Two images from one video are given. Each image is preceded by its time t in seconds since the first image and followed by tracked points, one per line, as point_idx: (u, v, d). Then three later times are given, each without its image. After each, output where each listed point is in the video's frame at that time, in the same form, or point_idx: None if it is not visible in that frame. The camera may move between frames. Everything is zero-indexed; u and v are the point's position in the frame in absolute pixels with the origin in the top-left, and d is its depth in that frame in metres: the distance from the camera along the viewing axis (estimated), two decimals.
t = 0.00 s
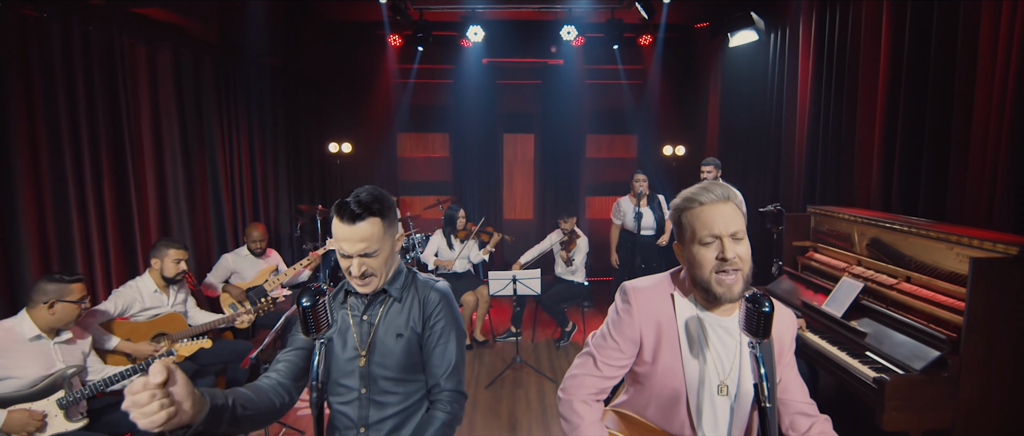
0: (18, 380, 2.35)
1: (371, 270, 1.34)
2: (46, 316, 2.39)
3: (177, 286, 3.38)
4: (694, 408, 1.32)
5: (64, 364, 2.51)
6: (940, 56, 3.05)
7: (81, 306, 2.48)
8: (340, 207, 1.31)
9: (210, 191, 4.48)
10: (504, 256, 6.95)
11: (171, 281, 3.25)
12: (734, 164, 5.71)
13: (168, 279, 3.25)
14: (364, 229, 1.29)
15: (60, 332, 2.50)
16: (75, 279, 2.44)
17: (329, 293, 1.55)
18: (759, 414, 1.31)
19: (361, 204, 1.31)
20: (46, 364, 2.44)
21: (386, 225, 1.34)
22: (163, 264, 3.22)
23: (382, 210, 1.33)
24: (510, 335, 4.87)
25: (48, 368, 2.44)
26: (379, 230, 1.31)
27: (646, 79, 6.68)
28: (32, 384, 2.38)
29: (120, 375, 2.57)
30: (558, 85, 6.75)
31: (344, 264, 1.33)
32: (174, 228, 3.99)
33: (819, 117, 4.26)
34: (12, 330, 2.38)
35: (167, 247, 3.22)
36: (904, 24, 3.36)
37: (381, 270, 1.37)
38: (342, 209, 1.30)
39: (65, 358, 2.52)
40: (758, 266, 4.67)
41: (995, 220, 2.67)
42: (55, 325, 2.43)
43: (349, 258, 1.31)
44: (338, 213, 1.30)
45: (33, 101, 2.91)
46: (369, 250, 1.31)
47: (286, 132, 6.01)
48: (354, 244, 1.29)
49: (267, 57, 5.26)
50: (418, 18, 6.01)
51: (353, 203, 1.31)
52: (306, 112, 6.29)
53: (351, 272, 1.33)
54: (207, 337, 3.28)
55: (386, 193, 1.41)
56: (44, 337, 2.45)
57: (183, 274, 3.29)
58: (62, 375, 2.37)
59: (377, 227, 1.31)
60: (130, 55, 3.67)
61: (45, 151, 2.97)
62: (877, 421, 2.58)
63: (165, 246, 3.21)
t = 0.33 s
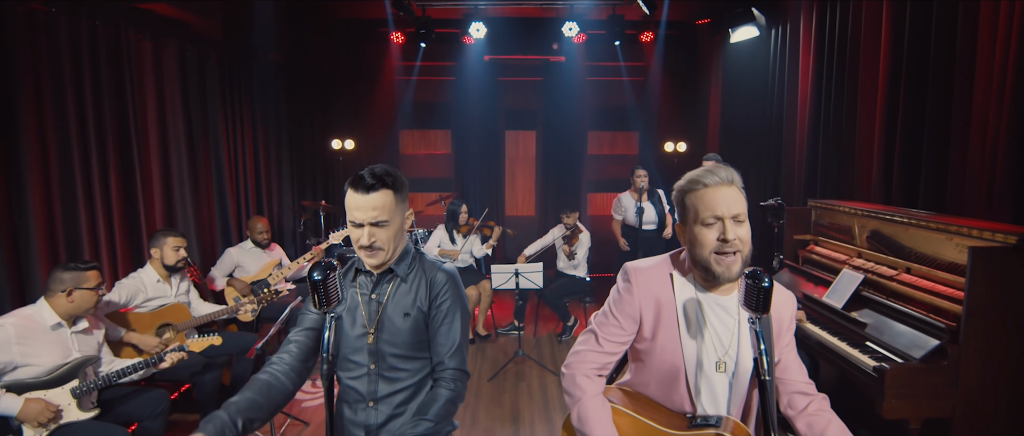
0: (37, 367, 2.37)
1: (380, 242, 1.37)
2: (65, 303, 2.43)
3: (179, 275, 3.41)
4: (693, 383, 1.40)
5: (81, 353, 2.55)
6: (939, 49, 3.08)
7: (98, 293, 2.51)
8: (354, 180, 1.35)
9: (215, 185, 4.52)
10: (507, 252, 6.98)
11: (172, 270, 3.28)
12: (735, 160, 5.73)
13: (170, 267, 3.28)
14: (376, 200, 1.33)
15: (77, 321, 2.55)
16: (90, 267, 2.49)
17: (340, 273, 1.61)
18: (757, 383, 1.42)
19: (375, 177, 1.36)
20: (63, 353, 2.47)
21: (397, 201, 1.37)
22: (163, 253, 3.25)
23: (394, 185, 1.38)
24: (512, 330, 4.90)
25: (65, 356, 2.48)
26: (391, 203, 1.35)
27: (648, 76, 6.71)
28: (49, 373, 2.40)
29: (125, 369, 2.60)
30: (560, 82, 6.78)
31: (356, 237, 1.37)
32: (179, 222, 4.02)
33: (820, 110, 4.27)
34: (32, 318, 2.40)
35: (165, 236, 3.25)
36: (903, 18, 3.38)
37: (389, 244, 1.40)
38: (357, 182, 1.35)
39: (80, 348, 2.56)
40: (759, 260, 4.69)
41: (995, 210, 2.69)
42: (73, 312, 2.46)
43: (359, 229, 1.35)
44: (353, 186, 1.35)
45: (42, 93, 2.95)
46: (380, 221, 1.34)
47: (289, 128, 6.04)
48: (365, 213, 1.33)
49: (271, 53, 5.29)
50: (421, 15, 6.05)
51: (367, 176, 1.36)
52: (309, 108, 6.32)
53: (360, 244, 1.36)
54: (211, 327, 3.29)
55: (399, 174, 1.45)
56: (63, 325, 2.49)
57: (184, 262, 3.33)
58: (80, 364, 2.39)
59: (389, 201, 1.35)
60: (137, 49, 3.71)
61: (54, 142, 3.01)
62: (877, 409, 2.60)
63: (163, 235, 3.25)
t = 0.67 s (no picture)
0: (47, 356, 2.40)
1: (379, 218, 1.40)
2: (75, 293, 2.46)
3: (179, 266, 3.45)
4: (689, 365, 1.45)
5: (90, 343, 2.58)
6: (937, 42, 3.09)
7: (108, 283, 2.55)
8: (358, 156, 1.39)
9: (218, 181, 4.55)
10: (508, 249, 7.01)
11: (171, 260, 3.31)
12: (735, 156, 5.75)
13: (168, 258, 3.31)
14: (378, 174, 1.38)
15: (86, 312, 2.58)
16: (99, 258, 2.51)
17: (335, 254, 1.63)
18: (753, 363, 1.46)
19: (378, 152, 1.40)
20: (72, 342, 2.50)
21: (398, 178, 1.42)
22: (161, 244, 3.28)
23: (396, 162, 1.42)
24: (513, 325, 4.94)
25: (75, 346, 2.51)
26: (392, 177, 1.40)
27: (648, 73, 6.73)
28: (59, 362, 2.42)
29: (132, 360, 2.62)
30: (561, 78, 6.81)
31: (354, 208, 1.39)
32: (183, 214, 4.07)
33: (819, 105, 4.30)
34: (42, 307, 2.43)
35: (161, 227, 3.28)
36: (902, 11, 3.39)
37: (388, 220, 1.43)
38: (360, 157, 1.39)
39: (89, 338, 2.60)
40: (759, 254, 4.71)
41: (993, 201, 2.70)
42: (82, 302, 2.49)
43: (360, 201, 1.37)
44: (356, 160, 1.38)
45: (48, 89, 2.98)
46: (381, 194, 1.38)
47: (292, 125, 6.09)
48: (367, 185, 1.36)
49: (273, 50, 5.33)
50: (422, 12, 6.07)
51: (370, 152, 1.40)
52: (311, 106, 6.36)
53: (360, 217, 1.39)
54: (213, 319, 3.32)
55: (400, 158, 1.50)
56: (73, 315, 2.52)
57: (181, 251, 3.35)
58: (88, 353, 2.44)
59: (390, 176, 1.40)
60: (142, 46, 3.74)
61: (59, 135, 3.04)
62: (876, 399, 2.62)
63: (159, 226, 3.28)
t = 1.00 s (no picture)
0: (52, 344, 2.45)
1: (370, 200, 1.40)
2: (78, 282, 2.51)
3: (181, 258, 3.51)
4: (679, 347, 1.48)
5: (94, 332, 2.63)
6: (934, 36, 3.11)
7: (111, 272, 2.59)
8: (347, 137, 1.41)
9: (222, 177, 4.60)
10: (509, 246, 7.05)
11: (173, 252, 3.37)
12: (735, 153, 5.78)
13: (170, 250, 3.36)
14: (368, 155, 1.38)
15: (90, 301, 2.63)
16: (101, 247, 2.56)
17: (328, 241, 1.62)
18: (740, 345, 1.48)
19: (368, 134, 1.41)
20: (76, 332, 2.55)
21: (388, 161, 1.42)
22: (162, 236, 3.32)
23: (385, 145, 1.43)
24: (515, 321, 4.99)
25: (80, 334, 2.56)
26: (382, 159, 1.40)
27: (649, 71, 6.76)
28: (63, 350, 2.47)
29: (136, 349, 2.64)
30: (562, 76, 6.86)
31: (344, 191, 1.39)
32: (187, 208, 4.12)
33: (818, 101, 4.32)
34: (47, 296, 2.47)
35: (163, 219, 3.33)
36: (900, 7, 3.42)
37: (378, 204, 1.42)
38: (349, 139, 1.40)
39: (93, 327, 2.65)
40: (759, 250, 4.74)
41: (989, 193, 2.72)
42: (86, 291, 2.54)
43: (350, 183, 1.38)
44: (345, 142, 1.39)
45: (54, 83, 3.03)
46: (373, 175, 1.38)
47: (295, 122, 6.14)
48: (357, 166, 1.37)
49: (277, 48, 5.38)
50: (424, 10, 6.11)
51: (359, 133, 1.41)
52: (313, 103, 6.40)
53: (352, 199, 1.38)
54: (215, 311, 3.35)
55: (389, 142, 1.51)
56: (77, 305, 2.57)
57: (182, 243, 3.40)
58: (93, 343, 2.47)
59: (380, 157, 1.40)
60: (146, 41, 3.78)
61: (66, 129, 3.09)
62: (872, 389, 2.65)
63: (160, 219, 3.33)
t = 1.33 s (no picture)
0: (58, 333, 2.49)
1: (374, 186, 1.43)
2: (71, 272, 2.54)
3: (190, 253, 3.55)
4: (673, 330, 1.52)
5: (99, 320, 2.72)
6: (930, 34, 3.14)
7: (104, 261, 2.61)
8: (350, 125, 1.43)
9: (226, 173, 4.65)
10: (510, 244, 7.10)
11: (183, 247, 3.42)
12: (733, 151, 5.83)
13: (179, 245, 3.41)
14: (371, 142, 1.41)
15: (92, 290, 2.71)
16: (92, 236, 2.59)
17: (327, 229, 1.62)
18: (732, 329, 1.53)
19: (370, 123, 1.44)
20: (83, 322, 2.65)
21: (390, 149, 1.46)
22: (173, 231, 3.38)
23: (387, 134, 1.46)
24: (516, 316, 5.05)
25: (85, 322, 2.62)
26: (385, 147, 1.44)
27: (649, 70, 6.81)
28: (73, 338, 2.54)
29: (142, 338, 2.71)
30: (563, 75, 6.92)
31: (346, 178, 1.42)
32: (192, 203, 4.18)
33: (816, 98, 4.36)
34: (47, 288, 2.53)
35: (174, 215, 3.38)
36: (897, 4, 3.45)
37: (381, 190, 1.45)
38: (353, 126, 1.43)
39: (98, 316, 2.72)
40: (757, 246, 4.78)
41: (983, 187, 2.76)
42: (83, 279, 2.58)
43: (353, 169, 1.41)
44: (349, 129, 1.42)
45: (63, 79, 3.08)
46: (376, 163, 1.41)
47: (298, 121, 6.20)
48: (361, 153, 1.40)
49: (281, 47, 5.44)
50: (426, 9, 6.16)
51: (362, 121, 1.43)
52: (317, 102, 6.46)
53: (355, 185, 1.42)
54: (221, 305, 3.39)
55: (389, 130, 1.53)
56: (78, 294, 2.62)
57: (192, 240, 3.46)
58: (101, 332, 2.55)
59: (383, 146, 1.43)
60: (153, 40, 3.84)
61: (76, 124, 3.15)
62: (868, 379, 2.69)
63: (172, 214, 3.38)
